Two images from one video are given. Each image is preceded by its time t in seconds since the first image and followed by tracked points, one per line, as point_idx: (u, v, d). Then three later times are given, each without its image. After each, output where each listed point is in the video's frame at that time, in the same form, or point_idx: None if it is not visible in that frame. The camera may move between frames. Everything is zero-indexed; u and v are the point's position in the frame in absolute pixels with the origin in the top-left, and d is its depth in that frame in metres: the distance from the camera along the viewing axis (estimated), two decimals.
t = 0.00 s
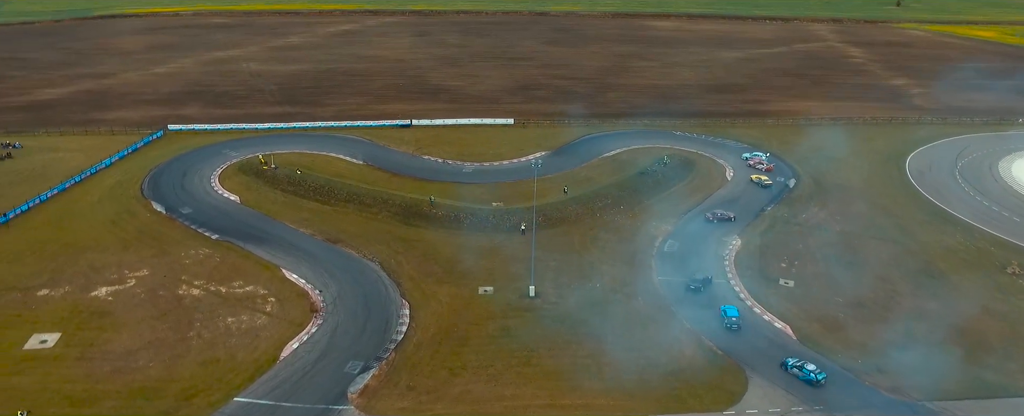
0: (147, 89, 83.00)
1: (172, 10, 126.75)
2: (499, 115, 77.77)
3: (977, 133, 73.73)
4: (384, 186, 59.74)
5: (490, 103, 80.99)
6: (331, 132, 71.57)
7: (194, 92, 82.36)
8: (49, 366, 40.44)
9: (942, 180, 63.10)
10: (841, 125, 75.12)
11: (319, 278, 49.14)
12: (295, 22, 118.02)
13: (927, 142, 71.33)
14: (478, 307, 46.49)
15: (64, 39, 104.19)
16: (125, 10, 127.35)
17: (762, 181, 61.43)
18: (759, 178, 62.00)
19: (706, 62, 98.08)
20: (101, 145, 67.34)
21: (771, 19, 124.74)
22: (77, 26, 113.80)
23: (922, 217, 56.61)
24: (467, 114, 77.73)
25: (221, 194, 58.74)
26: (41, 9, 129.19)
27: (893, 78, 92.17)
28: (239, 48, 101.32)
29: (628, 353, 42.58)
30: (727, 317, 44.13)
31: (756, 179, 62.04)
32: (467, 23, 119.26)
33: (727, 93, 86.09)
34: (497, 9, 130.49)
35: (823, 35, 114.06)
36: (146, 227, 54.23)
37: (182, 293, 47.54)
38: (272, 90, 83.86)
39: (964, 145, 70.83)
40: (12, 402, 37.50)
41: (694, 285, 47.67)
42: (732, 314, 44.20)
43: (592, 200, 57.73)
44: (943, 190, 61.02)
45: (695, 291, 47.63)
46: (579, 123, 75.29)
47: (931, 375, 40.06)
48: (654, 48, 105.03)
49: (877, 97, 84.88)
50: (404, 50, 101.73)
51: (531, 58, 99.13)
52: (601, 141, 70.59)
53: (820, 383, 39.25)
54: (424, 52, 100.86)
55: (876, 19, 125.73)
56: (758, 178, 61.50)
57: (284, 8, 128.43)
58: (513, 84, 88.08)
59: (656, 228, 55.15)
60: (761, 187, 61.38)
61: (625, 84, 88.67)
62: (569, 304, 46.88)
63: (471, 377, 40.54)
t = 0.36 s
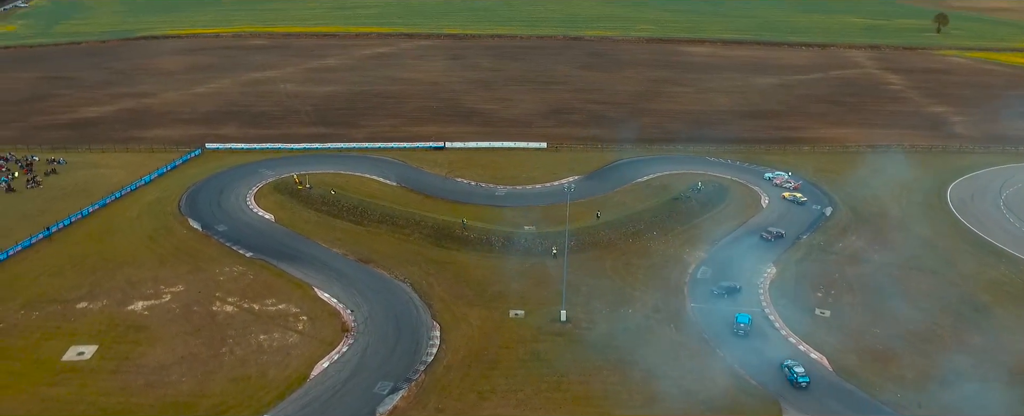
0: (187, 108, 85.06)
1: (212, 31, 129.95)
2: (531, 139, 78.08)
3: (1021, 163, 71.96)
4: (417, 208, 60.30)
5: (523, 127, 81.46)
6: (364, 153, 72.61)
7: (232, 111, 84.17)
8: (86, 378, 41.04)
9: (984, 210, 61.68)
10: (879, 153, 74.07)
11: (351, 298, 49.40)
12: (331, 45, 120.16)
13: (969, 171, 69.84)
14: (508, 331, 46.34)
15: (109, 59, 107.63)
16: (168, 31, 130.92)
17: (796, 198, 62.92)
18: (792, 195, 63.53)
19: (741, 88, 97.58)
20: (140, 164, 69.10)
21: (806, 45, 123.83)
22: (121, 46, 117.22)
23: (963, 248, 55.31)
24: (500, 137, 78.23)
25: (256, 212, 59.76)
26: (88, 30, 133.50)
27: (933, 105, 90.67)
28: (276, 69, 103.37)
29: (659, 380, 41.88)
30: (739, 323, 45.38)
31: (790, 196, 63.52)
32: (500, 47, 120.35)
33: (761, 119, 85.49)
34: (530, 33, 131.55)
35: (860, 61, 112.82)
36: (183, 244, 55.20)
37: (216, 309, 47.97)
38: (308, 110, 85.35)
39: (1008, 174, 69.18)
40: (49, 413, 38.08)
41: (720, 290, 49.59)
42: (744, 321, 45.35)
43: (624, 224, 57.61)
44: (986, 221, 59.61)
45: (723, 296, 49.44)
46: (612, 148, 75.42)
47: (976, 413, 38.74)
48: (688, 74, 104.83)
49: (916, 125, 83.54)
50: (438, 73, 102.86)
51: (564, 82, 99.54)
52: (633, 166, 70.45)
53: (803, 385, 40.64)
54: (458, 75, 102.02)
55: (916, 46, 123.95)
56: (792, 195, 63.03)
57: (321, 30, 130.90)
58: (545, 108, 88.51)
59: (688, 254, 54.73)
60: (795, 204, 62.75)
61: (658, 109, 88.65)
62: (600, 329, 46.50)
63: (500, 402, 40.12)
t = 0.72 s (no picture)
0: (227, 132, 87.05)
1: (253, 58, 133.39)
2: (565, 168, 78.10)
3: None
4: (450, 235, 60.62)
5: (558, 156, 81.58)
6: (400, 179, 73.42)
7: (270, 136, 85.89)
8: (120, 397, 41.38)
9: None
10: (922, 187, 72.45)
11: (382, 324, 49.43)
12: (369, 72, 122.34)
13: (1018, 207, 67.67)
14: (538, 360, 45.74)
15: (154, 83, 111.17)
16: (211, 57, 135.01)
17: (828, 222, 63.51)
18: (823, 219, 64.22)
19: (778, 119, 96.70)
20: (180, 186, 70.67)
21: (845, 77, 122.40)
22: (167, 71, 121.04)
23: (1012, 286, 53.33)
24: (535, 166, 78.45)
25: (292, 236, 60.63)
26: (137, 55, 138.13)
27: (978, 139, 88.53)
28: (315, 96, 105.44)
29: (693, 414, 40.73)
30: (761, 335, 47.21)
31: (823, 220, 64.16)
32: (535, 76, 121.29)
33: (799, 151, 84.41)
34: (565, 63, 132.47)
35: (901, 93, 111.01)
36: (219, 266, 56.01)
37: (249, 331, 48.28)
38: (345, 137, 86.72)
39: None
40: None
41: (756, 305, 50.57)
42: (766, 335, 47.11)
43: (658, 255, 57.08)
44: None
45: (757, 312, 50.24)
46: (648, 178, 75.17)
47: None
48: (724, 104, 104.31)
49: (959, 158, 81.59)
50: (473, 101, 103.84)
51: (599, 112, 99.78)
52: (667, 197, 69.97)
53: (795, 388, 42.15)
54: (494, 104, 102.99)
55: (959, 79, 121.72)
56: (823, 219, 63.69)
57: (359, 58, 133.53)
58: (580, 137, 88.65)
59: (723, 287, 53.81)
60: (827, 227, 63.38)
61: (694, 140, 88.20)
62: (632, 361, 45.65)
63: None
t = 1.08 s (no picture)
0: (262, 155, 88.74)
1: (288, 81, 136.32)
2: (596, 194, 77.97)
3: None
4: (481, 259, 60.76)
5: (589, 182, 81.55)
6: (431, 204, 73.97)
7: (304, 159, 87.30)
8: (150, 414, 41.50)
9: None
10: (964, 218, 70.66)
11: (411, 348, 49.30)
12: (401, 97, 124.04)
13: None
14: (566, 387, 44.93)
15: (193, 106, 114.21)
16: (247, 80, 138.47)
17: (853, 242, 64.33)
18: (846, 241, 65.01)
19: (812, 147, 95.64)
20: (215, 207, 72.04)
21: (880, 104, 120.90)
22: (205, 93, 124.37)
23: None
24: (566, 191, 78.47)
25: (323, 259, 61.24)
26: (176, 78, 142.14)
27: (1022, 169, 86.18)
28: (348, 119, 107.13)
29: None
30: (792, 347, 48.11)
31: (848, 241, 64.93)
32: (565, 102, 121.90)
33: (834, 179, 83.27)
34: (596, 89, 133.11)
35: (938, 121, 109.16)
36: (251, 287, 56.66)
37: (279, 352, 48.44)
38: (377, 160, 87.80)
39: None
40: None
41: (799, 323, 51.06)
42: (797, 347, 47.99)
43: (689, 283, 56.52)
44: None
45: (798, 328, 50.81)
46: (680, 205, 74.73)
47: None
48: (758, 132, 103.59)
49: (1001, 188, 79.68)
50: (505, 127, 104.57)
51: (631, 138, 99.81)
52: (698, 224, 69.47)
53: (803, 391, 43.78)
54: (526, 129, 103.63)
55: (1002, 107, 119.07)
56: (847, 241, 64.61)
57: (391, 83, 135.68)
58: (612, 164, 88.64)
59: (755, 318, 52.85)
60: (852, 248, 64.24)
61: (727, 167, 87.64)
62: (662, 389, 44.63)
63: None
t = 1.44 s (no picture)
0: (292, 181, 90.03)
1: (319, 109, 138.71)
2: (625, 224, 77.49)
3: None
4: (507, 287, 60.56)
5: (618, 211, 81.14)
6: (458, 231, 74.14)
7: (334, 186, 88.36)
8: None
9: None
10: (1005, 251, 68.51)
11: (436, 376, 48.88)
12: (430, 125, 125.27)
13: None
14: None
15: (227, 132, 116.87)
16: (279, 107, 141.53)
17: (871, 267, 64.70)
18: (864, 265, 65.15)
19: (846, 178, 94.23)
20: (245, 232, 73.03)
21: (915, 135, 118.96)
22: (239, 120, 127.28)
23: None
24: (595, 220, 78.12)
25: (350, 285, 61.51)
26: (211, 105, 145.64)
27: None
28: (378, 147, 108.45)
29: None
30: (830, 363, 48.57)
31: (867, 265, 65.11)
32: (594, 132, 122.05)
33: (868, 210, 81.79)
34: (625, 118, 133.36)
35: (976, 152, 106.95)
36: (277, 312, 56.96)
37: (303, 378, 48.27)
38: (406, 188, 88.54)
39: None
40: None
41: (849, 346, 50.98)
42: (836, 365, 48.34)
43: (719, 314, 55.63)
44: None
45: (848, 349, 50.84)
46: (709, 235, 73.93)
47: None
48: (789, 162, 102.50)
49: None
50: (534, 155, 104.93)
51: (660, 168, 99.46)
52: (728, 255, 68.56)
53: (820, 398, 45.14)
54: (554, 158, 103.88)
55: None
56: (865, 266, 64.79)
57: (420, 111, 137.22)
58: (641, 193, 88.27)
59: (787, 351, 51.53)
60: (872, 272, 64.49)
61: (758, 197, 86.70)
62: None
63: None
